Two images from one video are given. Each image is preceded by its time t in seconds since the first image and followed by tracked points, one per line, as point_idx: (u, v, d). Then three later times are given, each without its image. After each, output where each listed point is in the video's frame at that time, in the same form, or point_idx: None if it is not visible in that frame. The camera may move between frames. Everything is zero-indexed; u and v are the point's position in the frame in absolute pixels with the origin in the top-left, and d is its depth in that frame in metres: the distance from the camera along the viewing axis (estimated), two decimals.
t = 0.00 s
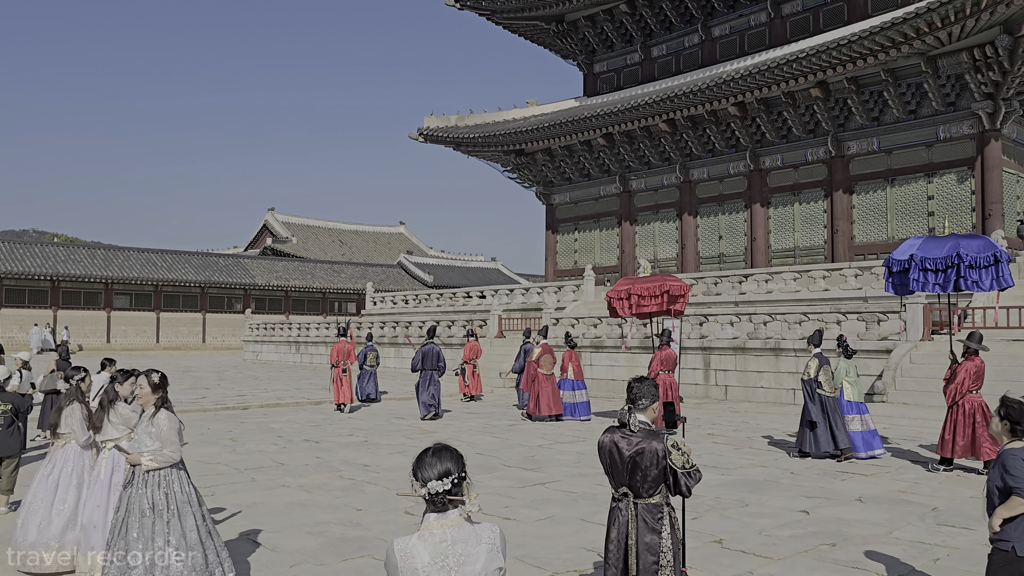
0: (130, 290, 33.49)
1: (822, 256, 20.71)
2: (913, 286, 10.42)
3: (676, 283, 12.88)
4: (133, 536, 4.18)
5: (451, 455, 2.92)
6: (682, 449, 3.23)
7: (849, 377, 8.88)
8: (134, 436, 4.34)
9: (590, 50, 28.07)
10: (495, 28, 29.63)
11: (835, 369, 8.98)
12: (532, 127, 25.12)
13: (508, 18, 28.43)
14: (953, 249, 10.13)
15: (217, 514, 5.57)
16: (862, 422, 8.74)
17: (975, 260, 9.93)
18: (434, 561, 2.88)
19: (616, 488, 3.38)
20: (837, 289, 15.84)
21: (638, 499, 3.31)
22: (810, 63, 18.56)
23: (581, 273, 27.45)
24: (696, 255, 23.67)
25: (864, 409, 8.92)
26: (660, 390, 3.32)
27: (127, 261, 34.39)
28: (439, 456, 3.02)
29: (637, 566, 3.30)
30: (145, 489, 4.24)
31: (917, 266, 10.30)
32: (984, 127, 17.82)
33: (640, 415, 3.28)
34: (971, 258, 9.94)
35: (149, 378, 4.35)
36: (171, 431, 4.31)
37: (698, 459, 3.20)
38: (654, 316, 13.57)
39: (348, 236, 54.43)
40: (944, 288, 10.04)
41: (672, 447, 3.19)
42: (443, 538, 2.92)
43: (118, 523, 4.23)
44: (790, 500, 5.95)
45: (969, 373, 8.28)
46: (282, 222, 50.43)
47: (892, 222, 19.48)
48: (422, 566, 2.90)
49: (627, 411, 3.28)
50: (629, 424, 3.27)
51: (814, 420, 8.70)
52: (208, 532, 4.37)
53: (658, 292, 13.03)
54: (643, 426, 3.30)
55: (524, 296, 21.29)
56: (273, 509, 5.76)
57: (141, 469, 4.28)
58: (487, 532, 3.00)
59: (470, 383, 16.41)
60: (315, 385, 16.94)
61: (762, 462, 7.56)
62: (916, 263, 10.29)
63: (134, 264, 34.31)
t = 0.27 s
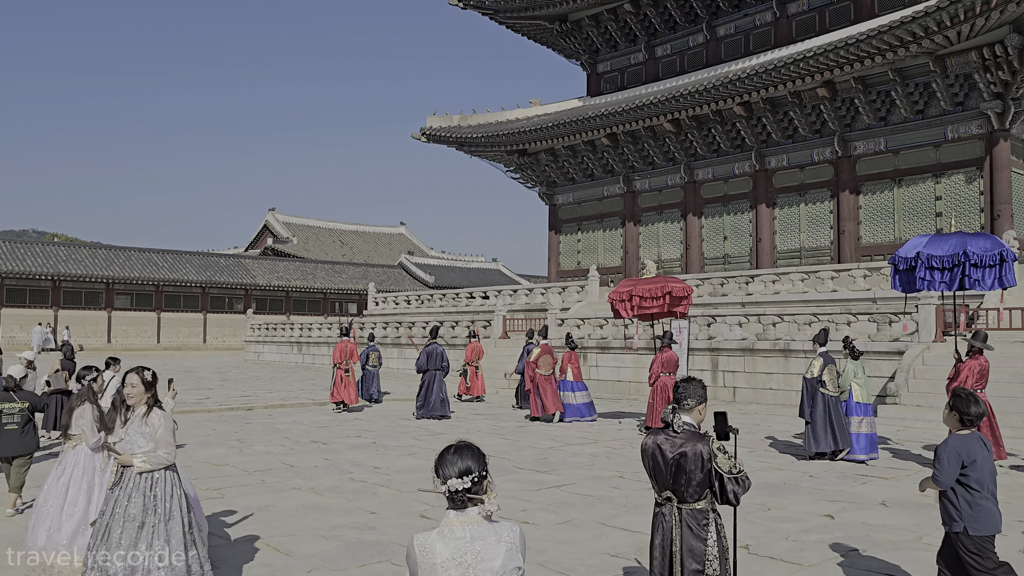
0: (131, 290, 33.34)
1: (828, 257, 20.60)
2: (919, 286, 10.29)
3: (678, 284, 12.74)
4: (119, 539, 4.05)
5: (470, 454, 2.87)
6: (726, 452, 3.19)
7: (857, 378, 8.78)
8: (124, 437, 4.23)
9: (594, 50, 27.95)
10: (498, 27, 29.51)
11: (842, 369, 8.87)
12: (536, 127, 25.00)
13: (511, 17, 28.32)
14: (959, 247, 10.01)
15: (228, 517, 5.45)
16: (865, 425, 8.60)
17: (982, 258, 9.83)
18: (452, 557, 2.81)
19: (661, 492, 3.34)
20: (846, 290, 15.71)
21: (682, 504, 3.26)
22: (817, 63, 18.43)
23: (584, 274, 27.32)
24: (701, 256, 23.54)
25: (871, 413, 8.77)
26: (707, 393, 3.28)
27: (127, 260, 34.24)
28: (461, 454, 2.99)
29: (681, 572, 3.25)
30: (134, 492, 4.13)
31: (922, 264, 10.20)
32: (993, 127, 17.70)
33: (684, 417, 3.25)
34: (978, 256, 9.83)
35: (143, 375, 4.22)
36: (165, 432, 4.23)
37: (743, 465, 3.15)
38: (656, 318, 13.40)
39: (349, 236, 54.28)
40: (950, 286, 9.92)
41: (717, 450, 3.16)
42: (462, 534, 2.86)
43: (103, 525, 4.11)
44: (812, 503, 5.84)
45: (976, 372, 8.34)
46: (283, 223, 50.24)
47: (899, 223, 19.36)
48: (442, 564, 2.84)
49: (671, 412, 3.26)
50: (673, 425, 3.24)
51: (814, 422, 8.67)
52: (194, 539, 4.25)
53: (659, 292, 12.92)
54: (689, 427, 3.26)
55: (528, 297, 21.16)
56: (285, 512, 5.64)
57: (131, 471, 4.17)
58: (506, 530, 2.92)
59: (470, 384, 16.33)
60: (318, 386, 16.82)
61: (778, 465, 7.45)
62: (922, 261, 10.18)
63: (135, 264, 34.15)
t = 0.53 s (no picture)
0: (132, 285, 33.16)
1: (836, 256, 20.46)
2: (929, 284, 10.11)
3: (682, 282, 12.60)
4: (109, 552, 3.87)
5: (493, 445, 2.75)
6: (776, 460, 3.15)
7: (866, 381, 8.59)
8: (118, 443, 4.06)
9: (599, 47, 27.78)
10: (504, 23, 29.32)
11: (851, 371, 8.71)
12: (541, 124, 24.84)
13: (516, 13, 28.14)
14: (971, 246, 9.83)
15: (243, 519, 5.33)
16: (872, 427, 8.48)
17: (994, 258, 9.67)
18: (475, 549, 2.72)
19: (706, 500, 3.31)
20: (856, 289, 15.56)
21: (728, 513, 3.23)
22: (827, 60, 18.25)
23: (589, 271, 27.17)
24: (707, 254, 23.40)
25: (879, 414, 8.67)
26: (758, 399, 3.25)
27: (129, 256, 34.06)
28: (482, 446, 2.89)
29: None
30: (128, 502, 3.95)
31: (934, 264, 10.01)
32: (1004, 126, 17.55)
33: (733, 422, 3.22)
34: (990, 256, 9.67)
35: (141, 377, 4.11)
36: (163, 439, 4.08)
37: (792, 476, 3.09)
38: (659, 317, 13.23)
39: (351, 233, 54.08)
40: (961, 286, 9.76)
41: (763, 458, 3.11)
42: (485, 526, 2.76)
43: (89, 537, 3.91)
44: (838, 507, 5.71)
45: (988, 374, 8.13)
46: (284, 219, 50.05)
47: (908, 222, 19.21)
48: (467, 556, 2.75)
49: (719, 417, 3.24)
50: (720, 430, 3.22)
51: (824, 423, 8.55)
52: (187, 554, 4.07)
53: (662, 290, 12.78)
54: (737, 433, 3.24)
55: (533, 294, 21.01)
56: (299, 514, 5.51)
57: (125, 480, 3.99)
58: (529, 520, 2.82)
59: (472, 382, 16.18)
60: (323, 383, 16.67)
61: (797, 466, 7.32)
62: (934, 260, 9.99)
63: (136, 259, 33.97)
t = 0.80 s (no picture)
0: (140, 281, 33.13)
1: (850, 253, 20.28)
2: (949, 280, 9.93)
3: (692, 278, 12.43)
4: (97, 566, 3.52)
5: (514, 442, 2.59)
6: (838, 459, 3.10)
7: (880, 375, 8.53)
8: (112, 443, 3.71)
9: (610, 42, 27.59)
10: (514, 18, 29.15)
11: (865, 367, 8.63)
12: (551, 120, 24.68)
13: (527, 8, 27.97)
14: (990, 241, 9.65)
15: (261, 517, 5.19)
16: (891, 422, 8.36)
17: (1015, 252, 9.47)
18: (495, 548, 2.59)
19: (764, 500, 3.29)
20: (873, 286, 15.38)
21: (789, 513, 3.21)
22: (843, 55, 18.02)
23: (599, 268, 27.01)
24: (719, 251, 23.25)
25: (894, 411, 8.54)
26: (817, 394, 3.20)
27: (138, 251, 34.02)
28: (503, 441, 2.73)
29: None
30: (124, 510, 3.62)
31: (952, 259, 9.86)
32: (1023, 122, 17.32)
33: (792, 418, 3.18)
34: (1010, 251, 9.47)
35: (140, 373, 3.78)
36: (164, 443, 3.73)
37: (855, 475, 3.06)
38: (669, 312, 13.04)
39: (358, 229, 54.00)
40: (980, 281, 9.56)
41: (824, 456, 3.06)
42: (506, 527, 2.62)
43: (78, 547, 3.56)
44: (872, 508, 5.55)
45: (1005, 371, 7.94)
46: (292, 215, 49.96)
47: (924, 218, 19.01)
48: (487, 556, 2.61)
49: (778, 413, 3.20)
50: (778, 427, 3.18)
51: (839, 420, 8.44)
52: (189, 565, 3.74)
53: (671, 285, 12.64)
54: (795, 428, 3.20)
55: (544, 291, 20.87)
56: (319, 512, 5.38)
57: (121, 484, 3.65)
58: (552, 520, 2.68)
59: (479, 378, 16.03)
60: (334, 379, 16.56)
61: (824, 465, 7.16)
62: (952, 255, 9.86)
63: (145, 255, 33.93)
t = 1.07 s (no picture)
0: (149, 280, 33.05)
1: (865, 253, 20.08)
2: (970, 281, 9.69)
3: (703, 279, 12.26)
4: None
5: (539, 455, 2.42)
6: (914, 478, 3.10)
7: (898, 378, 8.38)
8: (116, 456, 3.54)
9: (621, 40, 27.40)
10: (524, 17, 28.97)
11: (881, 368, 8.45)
12: (562, 119, 24.50)
13: (538, 6, 27.80)
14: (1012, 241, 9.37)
15: (280, 525, 5.05)
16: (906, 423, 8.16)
17: None
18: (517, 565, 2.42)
19: (837, 521, 3.31)
20: (891, 287, 15.17)
21: (865, 535, 3.21)
22: (858, 53, 17.80)
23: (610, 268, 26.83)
24: (731, 251, 23.06)
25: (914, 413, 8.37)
26: (891, 410, 3.22)
27: (146, 250, 33.96)
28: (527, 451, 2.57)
29: None
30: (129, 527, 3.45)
31: (973, 260, 9.62)
32: None
33: (864, 434, 3.20)
34: None
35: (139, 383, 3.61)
36: (171, 455, 3.57)
37: (932, 493, 3.05)
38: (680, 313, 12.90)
39: (366, 228, 53.88)
40: (1000, 283, 9.27)
41: (900, 474, 3.07)
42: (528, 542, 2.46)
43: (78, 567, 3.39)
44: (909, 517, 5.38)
45: None
46: (300, 214, 49.85)
47: (941, 218, 18.80)
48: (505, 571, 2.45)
49: (849, 429, 3.23)
50: (850, 443, 3.21)
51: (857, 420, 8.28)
52: None
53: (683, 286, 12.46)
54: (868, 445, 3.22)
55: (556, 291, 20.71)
56: (339, 519, 5.23)
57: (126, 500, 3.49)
58: (576, 535, 2.52)
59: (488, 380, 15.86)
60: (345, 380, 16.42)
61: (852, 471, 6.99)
62: (972, 256, 9.63)
63: (153, 254, 33.86)
